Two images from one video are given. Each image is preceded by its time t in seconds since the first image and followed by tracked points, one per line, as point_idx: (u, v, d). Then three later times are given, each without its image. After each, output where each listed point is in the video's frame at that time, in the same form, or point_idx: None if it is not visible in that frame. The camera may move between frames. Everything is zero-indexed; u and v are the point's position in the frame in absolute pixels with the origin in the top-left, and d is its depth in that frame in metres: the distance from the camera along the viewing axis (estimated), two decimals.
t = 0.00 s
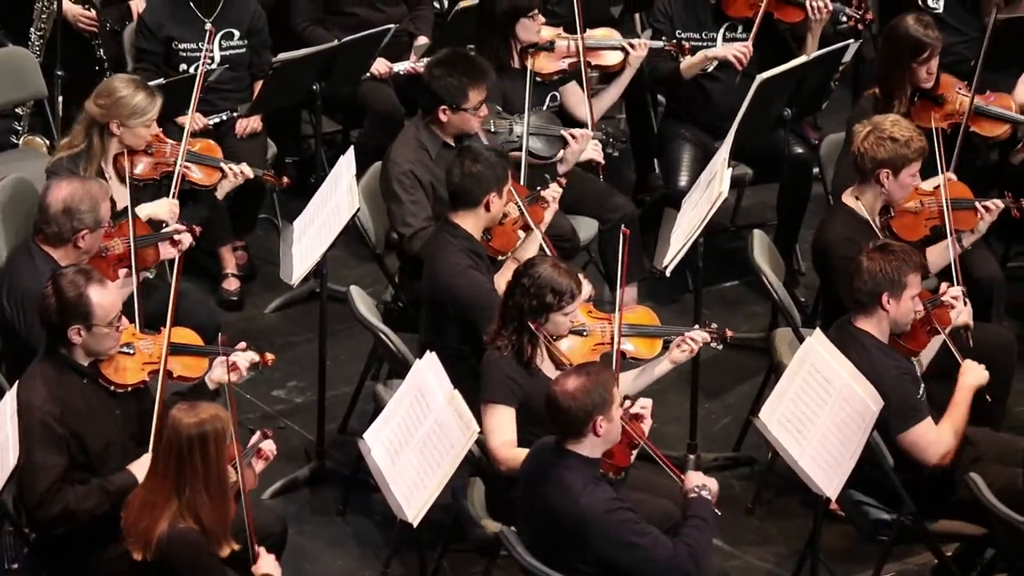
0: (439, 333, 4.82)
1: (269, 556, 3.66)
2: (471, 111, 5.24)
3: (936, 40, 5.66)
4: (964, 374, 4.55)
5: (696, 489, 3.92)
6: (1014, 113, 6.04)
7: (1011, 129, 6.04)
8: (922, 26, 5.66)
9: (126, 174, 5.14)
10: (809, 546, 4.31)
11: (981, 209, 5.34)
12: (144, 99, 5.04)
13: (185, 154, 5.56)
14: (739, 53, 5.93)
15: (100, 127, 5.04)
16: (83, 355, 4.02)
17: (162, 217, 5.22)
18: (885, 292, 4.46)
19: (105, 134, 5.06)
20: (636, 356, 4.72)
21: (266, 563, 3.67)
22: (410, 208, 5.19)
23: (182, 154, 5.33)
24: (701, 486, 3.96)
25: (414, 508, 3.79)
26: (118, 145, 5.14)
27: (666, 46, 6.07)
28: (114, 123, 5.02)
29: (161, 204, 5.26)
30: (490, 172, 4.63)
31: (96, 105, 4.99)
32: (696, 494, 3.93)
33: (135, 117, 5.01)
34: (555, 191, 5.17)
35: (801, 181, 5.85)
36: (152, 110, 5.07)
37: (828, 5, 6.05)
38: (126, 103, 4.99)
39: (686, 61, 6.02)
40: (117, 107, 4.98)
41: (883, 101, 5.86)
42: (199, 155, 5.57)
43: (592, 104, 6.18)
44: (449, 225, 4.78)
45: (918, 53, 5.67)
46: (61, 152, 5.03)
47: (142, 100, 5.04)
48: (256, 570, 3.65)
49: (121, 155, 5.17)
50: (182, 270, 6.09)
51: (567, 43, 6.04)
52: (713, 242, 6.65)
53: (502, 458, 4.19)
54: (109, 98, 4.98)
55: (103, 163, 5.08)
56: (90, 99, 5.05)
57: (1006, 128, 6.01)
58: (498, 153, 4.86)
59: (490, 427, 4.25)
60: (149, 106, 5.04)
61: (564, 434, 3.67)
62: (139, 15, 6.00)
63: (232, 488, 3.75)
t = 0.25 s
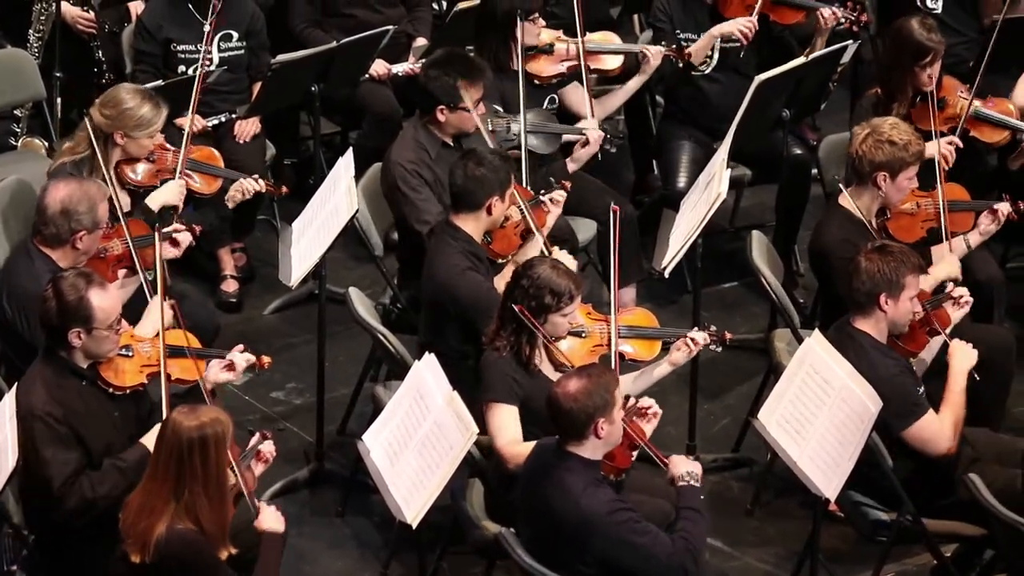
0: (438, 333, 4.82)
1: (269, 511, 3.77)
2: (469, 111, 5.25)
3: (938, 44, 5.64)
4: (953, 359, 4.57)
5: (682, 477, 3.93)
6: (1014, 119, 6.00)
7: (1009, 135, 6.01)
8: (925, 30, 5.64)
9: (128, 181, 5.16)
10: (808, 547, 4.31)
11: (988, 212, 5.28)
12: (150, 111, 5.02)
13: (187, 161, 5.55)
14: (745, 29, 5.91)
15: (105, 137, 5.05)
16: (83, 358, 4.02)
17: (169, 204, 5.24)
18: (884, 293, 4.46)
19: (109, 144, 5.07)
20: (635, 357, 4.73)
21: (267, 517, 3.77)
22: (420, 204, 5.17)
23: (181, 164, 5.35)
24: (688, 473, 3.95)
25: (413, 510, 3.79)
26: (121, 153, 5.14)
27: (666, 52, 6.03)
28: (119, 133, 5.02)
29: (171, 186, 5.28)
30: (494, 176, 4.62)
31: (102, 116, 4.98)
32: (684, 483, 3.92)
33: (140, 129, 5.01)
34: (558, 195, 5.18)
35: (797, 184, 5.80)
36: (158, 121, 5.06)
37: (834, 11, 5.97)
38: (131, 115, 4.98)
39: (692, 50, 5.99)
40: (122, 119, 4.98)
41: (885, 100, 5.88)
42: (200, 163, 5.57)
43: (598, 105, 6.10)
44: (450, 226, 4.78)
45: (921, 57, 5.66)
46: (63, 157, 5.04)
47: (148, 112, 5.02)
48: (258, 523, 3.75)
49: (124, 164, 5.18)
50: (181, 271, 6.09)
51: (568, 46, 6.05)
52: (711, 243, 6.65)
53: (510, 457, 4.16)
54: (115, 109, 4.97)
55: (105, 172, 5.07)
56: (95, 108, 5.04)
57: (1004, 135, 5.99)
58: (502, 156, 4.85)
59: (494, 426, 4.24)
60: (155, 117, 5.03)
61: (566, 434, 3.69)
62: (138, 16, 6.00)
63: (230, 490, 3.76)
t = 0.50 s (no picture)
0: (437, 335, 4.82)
1: (255, 513, 3.84)
2: (470, 112, 5.24)
3: (941, 46, 5.64)
4: (941, 355, 4.56)
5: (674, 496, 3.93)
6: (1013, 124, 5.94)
7: (1007, 140, 5.94)
8: (929, 32, 5.64)
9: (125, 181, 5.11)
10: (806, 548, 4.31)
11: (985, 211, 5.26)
12: (146, 111, 5.04)
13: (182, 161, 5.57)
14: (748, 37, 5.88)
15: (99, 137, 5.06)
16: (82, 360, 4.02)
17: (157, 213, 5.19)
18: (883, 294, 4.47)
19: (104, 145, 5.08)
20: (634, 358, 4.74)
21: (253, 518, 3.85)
22: (421, 206, 5.17)
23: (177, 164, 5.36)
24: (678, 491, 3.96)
25: (412, 511, 3.84)
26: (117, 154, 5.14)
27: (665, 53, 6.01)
28: (114, 134, 5.04)
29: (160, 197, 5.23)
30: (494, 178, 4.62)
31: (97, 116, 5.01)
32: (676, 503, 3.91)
33: (136, 129, 5.03)
34: (557, 196, 5.15)
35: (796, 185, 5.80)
36: (154, 122, 5.07)
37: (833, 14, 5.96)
38: (127, 114, 5.00)
39: (692, 59, 5.99)
40: (118, 117, 5.00)
41: (886, 102, 5.88)
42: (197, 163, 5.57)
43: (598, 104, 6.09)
44: (450, 229, 4.79)
45: (923, 59, 5.66)
46: (60, 160, 4.99)
47: (144, 112, 5.04)
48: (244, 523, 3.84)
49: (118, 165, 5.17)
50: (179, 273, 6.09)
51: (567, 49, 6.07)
52: (709, 245, 6.65)
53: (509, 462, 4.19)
54: (110, 109, 4.99)
55: (103, 172, 5.04)
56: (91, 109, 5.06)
57: (1002, 139, 5.92)
58: (500, 157, 4.85)
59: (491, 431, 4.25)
60: (150, 117, 5.06)
61: (564, 437, 3.69)
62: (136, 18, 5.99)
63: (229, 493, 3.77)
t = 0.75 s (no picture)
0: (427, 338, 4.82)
1: (248, 546, 3.74)
2: (460, 115, 5.25)
3: (930, 48, 5.63)
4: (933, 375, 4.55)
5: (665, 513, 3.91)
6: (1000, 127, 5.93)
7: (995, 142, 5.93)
8: (919, 34, 5.62)
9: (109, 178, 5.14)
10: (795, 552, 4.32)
11: (975, 210, 5.28)
12: (123, 105, 5.09)
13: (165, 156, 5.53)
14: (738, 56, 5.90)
15: (79, 135, 5.09)
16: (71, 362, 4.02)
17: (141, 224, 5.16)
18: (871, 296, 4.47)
19: (85, 143, 5.10)
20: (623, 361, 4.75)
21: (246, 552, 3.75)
22: (406, 209, 5.18)
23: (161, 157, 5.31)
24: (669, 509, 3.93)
25: (401, 514, 3.84)
26: (98, 152, 5.19)
27: (655, 58, 6.04)
28: (94, 130, 5.07)
29: (139, 210, 5.20)
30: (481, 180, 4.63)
31: (75, 114, 5.04)
32: (667, 520, 3.89)
33: (114, 124, 5.07)
34: (546, 200, 5.16)
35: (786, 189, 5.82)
36: (131, 115, 5.13)
37: (823, 15, 6.00)
38: (106, 110, 5.05)
39: (679, 71, 6.02)
40: (96, 114, 5.04)
41: (873, 103, 5.87)
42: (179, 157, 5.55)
43: (587, 108, 6.10)
44: (439, 232, 4.80)
45: (912, 61, 5.66)
46: (42, 161, 5.03)
47: (121, 106, 5.09)
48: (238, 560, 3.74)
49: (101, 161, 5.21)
50: (170, 275, 6.08)
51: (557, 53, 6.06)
52: (700, 248, 6.65)
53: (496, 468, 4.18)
54: (87, 105, 5.03)
55: (85, 169, 5.09)
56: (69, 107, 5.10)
57: (989, 141, 5.91)
58: (488, 159, 4.86)
59: (476, 432, 4.26)
60: (128, 112, 5.10)
61: (551, 441, 3.69)
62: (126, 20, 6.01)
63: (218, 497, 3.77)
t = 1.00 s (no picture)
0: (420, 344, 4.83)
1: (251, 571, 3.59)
2: (454, 119, 5.25)
3: (922, 53, 5.63)
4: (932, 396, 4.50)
5: (661, 531, 3.84)
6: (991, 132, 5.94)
7: (986, 147, 5.92)
8: (913, 39, 5.61)
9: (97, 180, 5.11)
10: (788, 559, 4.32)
11: (967, 213, 5.30)
12: (106, 105, 5.07)
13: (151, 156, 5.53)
14: (732, 74, 5.90)
15: (64, 138, 5.07)
16: (64, 367, 4.03)
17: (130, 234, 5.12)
18: (863, 302, 4.48)
19: (71, 145, 5.08)
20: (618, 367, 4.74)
21: None
22: (391, 216, 5.20)
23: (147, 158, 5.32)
24: (668, 528, 3.86)
25: (395, 521, 3.88)
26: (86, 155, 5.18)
27: (649, 65, 6.05)
28: (78, 132, 5.05)
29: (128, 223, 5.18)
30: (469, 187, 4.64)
31: (58, 117, 5.02)
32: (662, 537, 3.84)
33: (98, 125, 5.06)
34: (538, 203, 5.17)
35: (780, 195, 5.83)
36: (115, 115, 5.11)
37: (816, 19, 6.03)
38: (88, 111, 5.03)
39: (670, 82, 6.04)
40: (79, 115, 5.02)
41: (863, 109, 5.86)
42: (166, 156, 5.54)
43: (580, 114, 6.10)
44: (431, 238, 4.80)
45: (904, 65, 5.65)
46: (29, 166, 5.03)
47: (104, 107, 5.08)
48: None
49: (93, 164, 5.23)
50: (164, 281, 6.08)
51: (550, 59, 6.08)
52: (694, 255, 6.64)
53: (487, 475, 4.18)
54: (71, 108, 5.01)
55: (72, 173, 5.09)
56: (53, 110, 5.08)
57: (982, 145, 5.89)
58: (478, 165, 4.86)
59: (467, 438, 4.28)
60: (111, 112, 5.08)
61: (542, 446, 3.73)
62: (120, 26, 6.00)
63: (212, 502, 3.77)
